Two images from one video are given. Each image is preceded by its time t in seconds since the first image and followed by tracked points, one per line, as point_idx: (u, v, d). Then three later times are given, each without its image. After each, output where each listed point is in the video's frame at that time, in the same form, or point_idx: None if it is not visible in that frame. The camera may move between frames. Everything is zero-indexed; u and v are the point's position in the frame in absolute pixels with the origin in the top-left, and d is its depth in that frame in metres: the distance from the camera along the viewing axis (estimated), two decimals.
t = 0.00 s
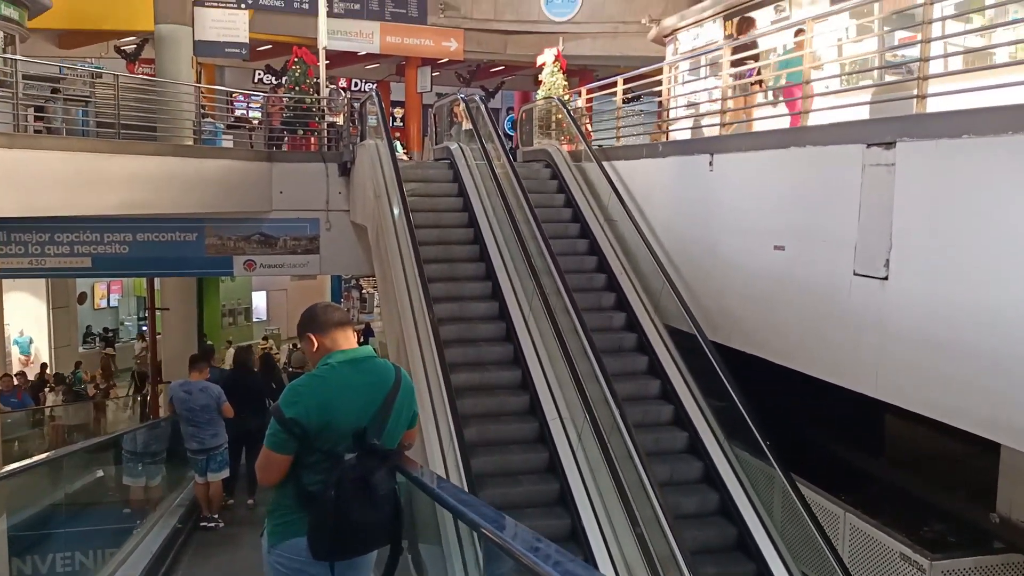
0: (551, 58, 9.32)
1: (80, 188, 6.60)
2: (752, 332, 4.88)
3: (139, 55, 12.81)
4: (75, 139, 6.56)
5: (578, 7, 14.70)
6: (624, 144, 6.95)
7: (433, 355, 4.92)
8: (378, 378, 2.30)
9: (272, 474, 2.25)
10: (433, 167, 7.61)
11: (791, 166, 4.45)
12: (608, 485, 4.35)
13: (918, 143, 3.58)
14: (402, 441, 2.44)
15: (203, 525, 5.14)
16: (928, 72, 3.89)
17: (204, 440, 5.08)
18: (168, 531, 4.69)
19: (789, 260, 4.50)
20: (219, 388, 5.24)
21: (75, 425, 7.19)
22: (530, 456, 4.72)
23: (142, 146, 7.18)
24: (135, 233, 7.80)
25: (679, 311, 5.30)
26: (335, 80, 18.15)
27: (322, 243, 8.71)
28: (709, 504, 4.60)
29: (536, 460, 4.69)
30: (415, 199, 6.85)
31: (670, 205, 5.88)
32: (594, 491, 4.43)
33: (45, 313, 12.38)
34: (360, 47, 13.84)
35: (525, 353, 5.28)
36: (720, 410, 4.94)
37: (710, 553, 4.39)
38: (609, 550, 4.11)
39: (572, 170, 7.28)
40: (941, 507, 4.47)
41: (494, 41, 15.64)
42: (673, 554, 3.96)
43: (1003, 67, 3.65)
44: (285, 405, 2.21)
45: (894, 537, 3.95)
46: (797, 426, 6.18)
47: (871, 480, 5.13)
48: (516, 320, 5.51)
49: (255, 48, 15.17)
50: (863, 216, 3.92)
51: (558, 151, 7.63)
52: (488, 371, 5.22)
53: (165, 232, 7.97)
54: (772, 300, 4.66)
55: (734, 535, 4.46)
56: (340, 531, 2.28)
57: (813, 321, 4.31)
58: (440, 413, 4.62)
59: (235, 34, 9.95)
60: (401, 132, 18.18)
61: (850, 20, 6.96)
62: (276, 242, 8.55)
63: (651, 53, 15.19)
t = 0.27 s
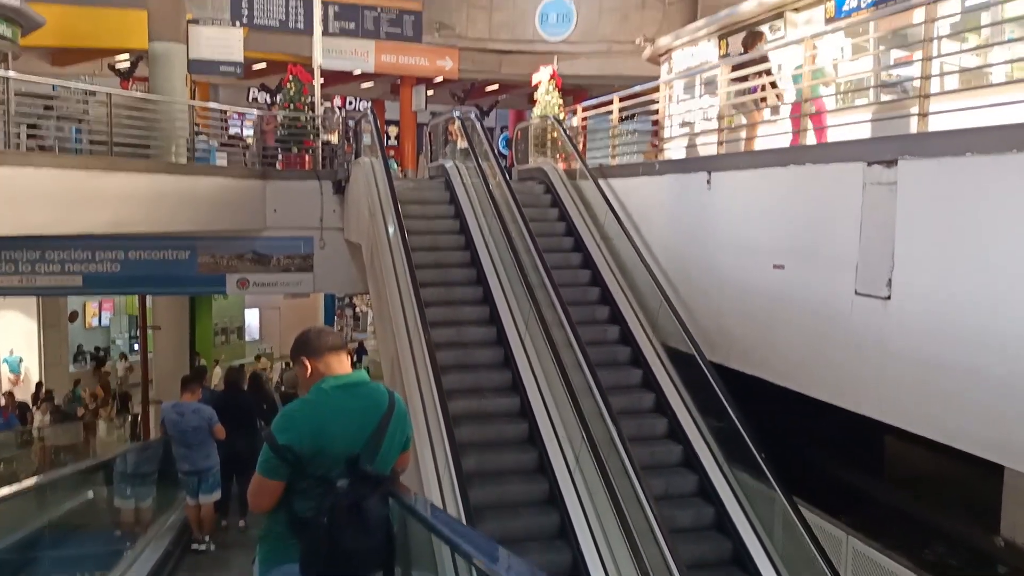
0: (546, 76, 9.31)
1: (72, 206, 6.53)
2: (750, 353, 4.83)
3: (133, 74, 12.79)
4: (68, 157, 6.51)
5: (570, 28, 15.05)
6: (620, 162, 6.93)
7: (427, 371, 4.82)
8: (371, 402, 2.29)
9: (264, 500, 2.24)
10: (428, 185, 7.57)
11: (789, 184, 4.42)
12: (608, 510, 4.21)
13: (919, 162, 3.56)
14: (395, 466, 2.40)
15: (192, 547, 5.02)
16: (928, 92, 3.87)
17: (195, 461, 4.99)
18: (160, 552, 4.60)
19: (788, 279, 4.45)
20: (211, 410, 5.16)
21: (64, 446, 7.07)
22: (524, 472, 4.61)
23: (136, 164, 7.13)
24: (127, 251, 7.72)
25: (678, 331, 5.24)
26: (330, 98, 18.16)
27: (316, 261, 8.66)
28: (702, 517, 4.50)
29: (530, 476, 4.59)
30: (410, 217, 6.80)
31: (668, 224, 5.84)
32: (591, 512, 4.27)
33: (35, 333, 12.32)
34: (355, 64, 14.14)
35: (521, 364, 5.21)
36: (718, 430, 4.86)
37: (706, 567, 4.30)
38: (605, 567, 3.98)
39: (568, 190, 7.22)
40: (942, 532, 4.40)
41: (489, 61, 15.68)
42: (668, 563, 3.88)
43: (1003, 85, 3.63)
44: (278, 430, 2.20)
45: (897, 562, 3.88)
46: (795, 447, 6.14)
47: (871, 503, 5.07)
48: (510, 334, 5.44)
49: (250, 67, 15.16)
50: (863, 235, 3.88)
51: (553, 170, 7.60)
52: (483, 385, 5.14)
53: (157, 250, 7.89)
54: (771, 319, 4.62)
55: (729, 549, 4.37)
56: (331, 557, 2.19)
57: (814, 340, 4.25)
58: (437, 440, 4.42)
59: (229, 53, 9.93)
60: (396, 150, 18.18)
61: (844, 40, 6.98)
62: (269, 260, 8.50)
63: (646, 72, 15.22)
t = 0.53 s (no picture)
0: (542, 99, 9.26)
1: (61, 227, 6.43)
2: (752, 378, 4.76)
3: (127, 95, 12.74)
4: (58, 177, 6.42)
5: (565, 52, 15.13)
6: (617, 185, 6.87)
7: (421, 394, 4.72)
8: (364, 434, 2.25)
9: (254, 535, 2.17)
10: (423, 207, 7.51)
11: (790, 208, 4.37)
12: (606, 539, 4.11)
13: (924, 185, 3.50)
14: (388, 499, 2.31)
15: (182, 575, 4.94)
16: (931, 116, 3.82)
17: (187, 487, 4.88)
18: None
19: (790, 303, 4.39)
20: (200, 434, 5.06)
21: (50, 471, 6.92)
22: (522, 500, 4.48)
23: (127, 185, 7.04)
24: (117, 273, 7.61)
25: (677, 356, 5.17)
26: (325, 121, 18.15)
27: (309, 283, 8.56)
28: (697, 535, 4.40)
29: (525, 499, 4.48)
30: (406, 240, 6.73)
31: (667, 249, 5.78)
32: (589, 541, 4.17)
33: (23, 354, 12.16)
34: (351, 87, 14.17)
35: (516, 386, 5.12)
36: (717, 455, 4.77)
37: None
38: None
39: (565, 214, 7.16)
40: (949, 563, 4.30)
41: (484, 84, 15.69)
42: None
43: (1006, 109, 3.60)
44: (269, 461, 2.16)
45: None
46: (794, 472, 6.06)
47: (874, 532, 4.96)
48: (505, 357, 5.34)
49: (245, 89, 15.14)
50: (866, 260, 3.83)
51: (550, 192, 7.55)
52: (479, 409, 5.03)
53: (148, 272, 7.78)
54: (772, 343, 4.56)
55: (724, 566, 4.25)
56: None
57: (818, 365, 4.18)
58: (431, 467, 4.31)
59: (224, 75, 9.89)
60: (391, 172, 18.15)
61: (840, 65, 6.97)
62: (262, 283, 8.37)
63: (641, 96, 15.25)
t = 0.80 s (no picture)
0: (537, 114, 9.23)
1: (51, 242, 6.34)
2: (752, 397, 4.69)
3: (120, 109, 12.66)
4: (49, 192, 6.34)
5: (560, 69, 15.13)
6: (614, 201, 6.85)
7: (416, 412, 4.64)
8: (355, 455, 2.17)
9: (244, 562, 2.08)
10: (418, 222, 7.47)
11: (791, 224, 4.32)
12: (603, 561, 4.02)
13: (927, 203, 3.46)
14: (380, 522, 2.23)
15: None
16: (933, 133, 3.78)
17: (177, 507, 4.81)
18: None
19: (790, 320, 4.33)
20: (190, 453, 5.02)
21: (37, 489, 6.79)
22: (520, 524, 4.37)
23: (119, 199, 6.96)
24: (108, 288, 7.50)
25: (676, 374, 5.08)
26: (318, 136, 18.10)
27: (302, 298, 8.49)
28: (691, 545, 4.40)
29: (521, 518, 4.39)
30: (400, 255, 6.67)
31: (665, 266, 5.72)
32: (587, 563, 4.05)
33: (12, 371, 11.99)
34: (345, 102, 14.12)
35: (513, 409, 5.00)
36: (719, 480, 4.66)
37: None
38: None
39: (560, 229, 7.12)
40: None
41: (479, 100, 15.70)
42: None
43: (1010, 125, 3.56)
44: (259, 485, 2.07)
45: None
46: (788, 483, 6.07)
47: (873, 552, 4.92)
48: (501, 375, 5.25)
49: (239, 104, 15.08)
50: (869, 277, 3.78)
51: (545, 208, 7.50)
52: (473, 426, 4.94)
53: (139, 287, 7.67)
54: (774, 361, 4.49)
55: None
56: None
57: (822, 385, 4.09)
58: (426, 490, 4.21)
59: (217, 89, 9.82)
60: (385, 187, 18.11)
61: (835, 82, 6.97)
62: (254, 298, 8.20)
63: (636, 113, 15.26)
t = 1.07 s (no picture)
0: (532, 119, 9.17)
1: (38, 247, 6.24)
2: (751, 404, 4.62)
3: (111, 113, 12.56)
4: (37, 196, 6.24)
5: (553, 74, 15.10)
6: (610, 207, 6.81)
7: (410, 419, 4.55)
8: (347, 463, 2.09)
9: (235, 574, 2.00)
10: (411, 228, 7.41)
11: (791, 228, 4.26)
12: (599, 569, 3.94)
13: (931, 207, 3.41)
14: (371, 531, 2.16)
15: None
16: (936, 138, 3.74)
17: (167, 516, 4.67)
18: None
19: (791, 327, 4.28)
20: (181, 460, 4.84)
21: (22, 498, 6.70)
22: (513, 530, 4.30)
23: (108, 204, 6.87)
24: (97, 293, 7.41)
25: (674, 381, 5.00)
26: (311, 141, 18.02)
27: (295, 304, 8.34)
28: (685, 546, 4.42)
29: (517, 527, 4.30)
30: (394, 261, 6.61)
31: (663, 271, 5.65)
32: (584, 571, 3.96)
33: None
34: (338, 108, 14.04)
35: (509, 416, 4.90)
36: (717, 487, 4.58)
37: None
38: None
39: (556, 236, 7.07)
40: None
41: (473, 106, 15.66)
42: None
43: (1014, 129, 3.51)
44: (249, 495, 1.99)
45: None
46: (781, 484, 6.09)
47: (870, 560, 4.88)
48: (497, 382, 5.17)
49: (232, 109, 14.99)
50: (873, 282, 3.72)
51: (541, 214, 7.45)
52: (468, 434, 4.85)
53: (129, 292, 7.57)
54: (775, 367, 4.42)
55: None
56: None
57: (825, 391, 4.02)
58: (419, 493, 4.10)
59: (209, 93, 9.74)
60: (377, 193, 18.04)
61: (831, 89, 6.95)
62: (245, 303, 8.07)
63: (630, 120, 15.24)
